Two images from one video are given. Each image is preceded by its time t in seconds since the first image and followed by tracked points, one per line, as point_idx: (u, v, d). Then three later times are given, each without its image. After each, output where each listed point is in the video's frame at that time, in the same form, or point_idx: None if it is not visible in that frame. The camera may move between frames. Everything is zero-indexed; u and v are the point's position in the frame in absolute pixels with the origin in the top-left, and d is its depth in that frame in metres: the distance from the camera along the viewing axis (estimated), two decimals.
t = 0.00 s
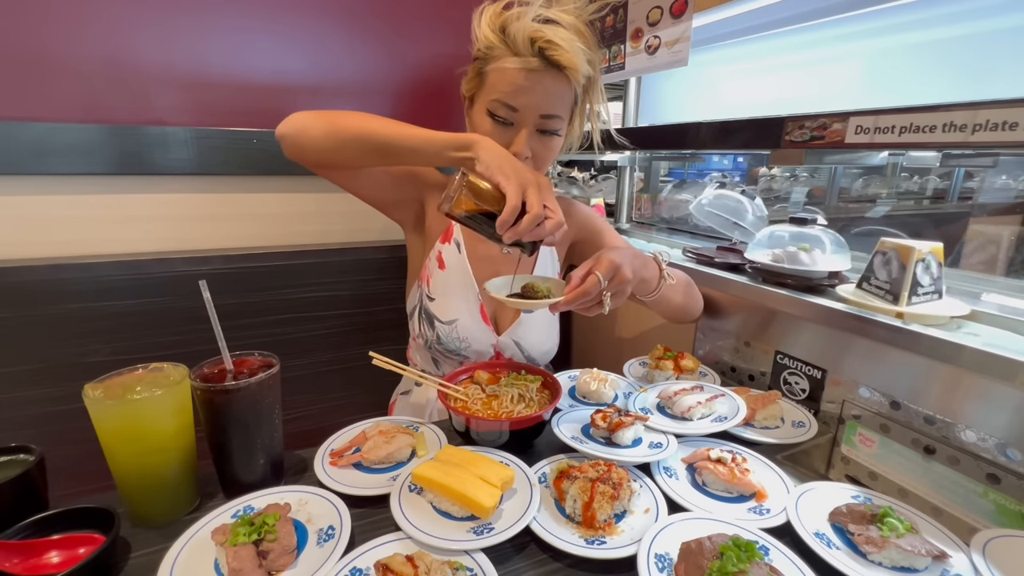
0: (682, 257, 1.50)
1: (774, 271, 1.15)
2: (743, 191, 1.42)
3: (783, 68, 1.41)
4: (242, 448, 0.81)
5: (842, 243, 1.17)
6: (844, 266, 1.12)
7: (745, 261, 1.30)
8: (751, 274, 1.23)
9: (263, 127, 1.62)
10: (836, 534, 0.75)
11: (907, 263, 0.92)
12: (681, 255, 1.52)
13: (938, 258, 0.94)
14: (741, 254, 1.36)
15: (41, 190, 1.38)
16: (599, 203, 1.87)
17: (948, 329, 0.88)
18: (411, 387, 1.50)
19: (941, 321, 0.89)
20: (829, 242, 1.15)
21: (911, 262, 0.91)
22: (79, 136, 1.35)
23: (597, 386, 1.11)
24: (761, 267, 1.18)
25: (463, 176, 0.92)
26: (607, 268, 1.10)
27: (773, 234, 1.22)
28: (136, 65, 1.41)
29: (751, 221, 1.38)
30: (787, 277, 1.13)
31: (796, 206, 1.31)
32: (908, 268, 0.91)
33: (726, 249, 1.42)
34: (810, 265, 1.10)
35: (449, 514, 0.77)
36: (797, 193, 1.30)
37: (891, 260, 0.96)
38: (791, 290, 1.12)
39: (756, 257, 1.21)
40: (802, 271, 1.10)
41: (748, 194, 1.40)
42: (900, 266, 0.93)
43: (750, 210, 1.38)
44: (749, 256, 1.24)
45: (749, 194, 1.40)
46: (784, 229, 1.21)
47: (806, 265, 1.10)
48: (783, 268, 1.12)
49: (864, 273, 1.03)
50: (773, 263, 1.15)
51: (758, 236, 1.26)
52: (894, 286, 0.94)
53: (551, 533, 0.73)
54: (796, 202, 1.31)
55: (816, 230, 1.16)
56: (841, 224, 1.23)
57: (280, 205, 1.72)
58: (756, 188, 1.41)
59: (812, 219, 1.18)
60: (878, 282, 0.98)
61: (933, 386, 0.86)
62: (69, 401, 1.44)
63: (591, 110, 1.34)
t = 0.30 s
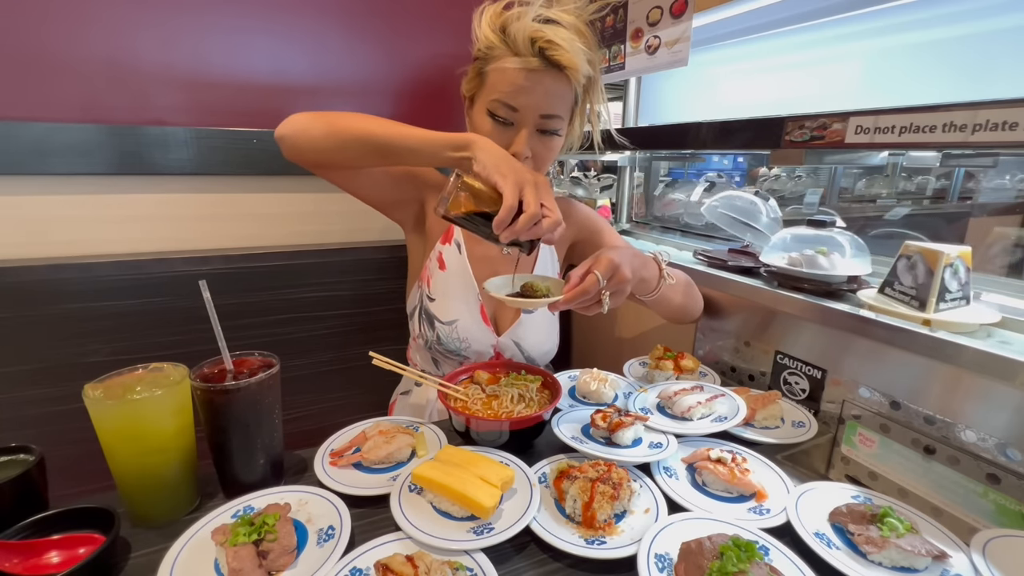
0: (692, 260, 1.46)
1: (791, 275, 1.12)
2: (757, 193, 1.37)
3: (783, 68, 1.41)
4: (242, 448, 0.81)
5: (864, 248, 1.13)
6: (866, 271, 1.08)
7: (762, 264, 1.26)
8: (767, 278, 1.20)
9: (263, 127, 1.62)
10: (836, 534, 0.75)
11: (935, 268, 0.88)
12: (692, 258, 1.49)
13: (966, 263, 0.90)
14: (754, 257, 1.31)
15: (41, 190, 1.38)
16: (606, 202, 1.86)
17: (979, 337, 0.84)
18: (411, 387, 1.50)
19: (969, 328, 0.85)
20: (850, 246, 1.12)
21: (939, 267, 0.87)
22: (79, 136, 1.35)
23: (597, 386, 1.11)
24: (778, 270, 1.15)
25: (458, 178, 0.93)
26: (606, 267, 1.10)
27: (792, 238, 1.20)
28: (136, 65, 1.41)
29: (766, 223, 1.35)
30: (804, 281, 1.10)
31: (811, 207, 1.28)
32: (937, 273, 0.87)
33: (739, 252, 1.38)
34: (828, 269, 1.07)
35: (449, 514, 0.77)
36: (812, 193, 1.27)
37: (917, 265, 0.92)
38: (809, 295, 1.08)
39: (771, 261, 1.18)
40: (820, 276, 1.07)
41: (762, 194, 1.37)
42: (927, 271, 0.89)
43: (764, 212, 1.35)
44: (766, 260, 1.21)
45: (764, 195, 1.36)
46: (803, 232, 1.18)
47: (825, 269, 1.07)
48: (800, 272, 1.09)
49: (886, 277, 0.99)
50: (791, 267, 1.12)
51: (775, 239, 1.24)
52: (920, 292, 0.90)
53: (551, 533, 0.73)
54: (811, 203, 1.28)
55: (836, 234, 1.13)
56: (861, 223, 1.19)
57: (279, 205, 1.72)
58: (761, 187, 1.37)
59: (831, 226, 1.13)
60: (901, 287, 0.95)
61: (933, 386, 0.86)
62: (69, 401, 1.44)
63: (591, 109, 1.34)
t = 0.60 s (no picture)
0: (705, 263, 1.41)
1: (810, 279, 1.07)
2: (772, 195, 1.34)
3: (782, 68, 1.41)
4: (242, 448, 0.81)
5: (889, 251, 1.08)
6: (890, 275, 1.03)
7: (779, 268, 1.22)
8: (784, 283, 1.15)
9: (264, 127, 1.62)
10: (836, 534, 0.75)
11: (967, 275, 0.84)
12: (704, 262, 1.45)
13: (998, 268, 0.87)
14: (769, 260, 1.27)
15: (42, 190, 1.38)
16: (614, 202, 1.80)
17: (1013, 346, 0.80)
18: (411, 387, 1.50)
19: (1003, 338, 0.81)
20: (872, 250, 1.07)
21: (971, 272, 0.83)
22: (79, 136, 1.35)
23: (597, 386, 1.11)
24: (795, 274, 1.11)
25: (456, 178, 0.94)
26: (606, 267, 1.10)
27: (810, 241, 1.16)
28: (136, 65, 1.41)
29: (782, 227, 1.30)
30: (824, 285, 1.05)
31: (827, 208, 1.23)
32: (970, 280, 0.83)
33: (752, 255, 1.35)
34: (849, 273, 1.03)
35: (449, 514, 0.77)
36: (828, 194, 1.22)
37: (946, 270, 0.88)
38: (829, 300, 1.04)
39: (788, 265, 1.15)
40: (839, 280, 1.03)
41: (777, 196, 1.33)
42: (957, 277, 0.85)
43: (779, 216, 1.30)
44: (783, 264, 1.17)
45: (779, 196, 1.33)
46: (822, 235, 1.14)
47: (845, 274, 1.03)
48: (818, 276, 1.06)
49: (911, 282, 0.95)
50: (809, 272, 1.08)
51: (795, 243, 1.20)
52: (950, 299, 0.86)
53: (550, 533, 0.73)
54: (826, 204, 1.24)
55: (857, 237, 1.09)
56: (879, 222, 1.14)
57: (279, 205, 1.72)
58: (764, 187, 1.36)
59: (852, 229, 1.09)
60: (928, 293, 0.91)
61: (933, 386, 0.86)
62: (69, 401, 1.44)
63: (591, 109, 1.34)
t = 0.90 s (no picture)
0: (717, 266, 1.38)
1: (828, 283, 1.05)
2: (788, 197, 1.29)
3: (782, 68, 1.41)
4: (242, 448, 0.81)
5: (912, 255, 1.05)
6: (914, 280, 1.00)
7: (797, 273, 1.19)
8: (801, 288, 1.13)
9: (264, 127, 1.62)
10: (836, 534, 0.75)
11: (1002, 282, 0.79)
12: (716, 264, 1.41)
13: None
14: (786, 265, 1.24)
15: (42, 190, 1.38)
16: (622, 204, 1.79)
17: None
18: (411, 387, 1.50)
19: None
20: (894, 253, 1.04)
21: (1006, 279, 0.79)
22: (79, 136, 1.35)
23: (597, 386, 1.11)
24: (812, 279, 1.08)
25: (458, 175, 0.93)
26: (606, 267, 1.10)
27: (830, 244, 1.13)
28: (136, 65, 1.41)
29: (799, 228, 1.26)
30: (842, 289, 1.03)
31: (843, 210, 1.20)
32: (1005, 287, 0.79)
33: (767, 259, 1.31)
34: (871, 278, 1.00)
35: (449, 514, 0.77)
36: (844, 196, 1.19)
37: (977, 276, 0.84)
38: (849, 305, 1.01)
39: (806, 268, 1.12)
40: (862, 285, 1.00)
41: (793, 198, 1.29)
42: (990, 283, 0.81)
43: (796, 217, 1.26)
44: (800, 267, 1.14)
45: (795, 198, 1.28)
46: (842, 238, 1.11)
47: (867, 278, 1.00)
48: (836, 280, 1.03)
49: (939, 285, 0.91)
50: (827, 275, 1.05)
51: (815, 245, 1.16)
52: (982, 307, 0.82)
53: (550, 533, 0.73)
54: (842, 206, 1.20)
55: (880, 240, 1.05)
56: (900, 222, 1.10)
57: (279, 205, 1.72)
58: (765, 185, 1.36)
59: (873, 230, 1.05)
60: (958, 299, 0.87)
61: (933, 386, 0.86)
62: (70, 401, 1.44)
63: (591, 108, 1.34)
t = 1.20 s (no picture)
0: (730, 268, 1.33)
1: (848, 289, 1.00)
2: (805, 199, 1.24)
3: (782, 68, 1.41)
4: (242, 448, 0.81)
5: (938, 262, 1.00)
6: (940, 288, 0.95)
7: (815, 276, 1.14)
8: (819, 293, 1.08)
9: (263, 127, 1.62)
10: (836, 534, 0.75)
11: None
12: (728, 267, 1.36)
13: None
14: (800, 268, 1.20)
15: (41, 190, 1.38)
16: (631, 205, 1.74)
17: None
18: (410, 387, 1.50)
19: None
20: (920, 259, 0.99)
21: None
22: (78, 136, 1.35)
23: (597, 386, 1.11)
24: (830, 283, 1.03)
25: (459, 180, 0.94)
26: (606, 266, 1.10)
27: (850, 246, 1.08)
28: (136, 65, 1.41)
29: (816, 230, 1.22)
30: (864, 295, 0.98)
31: (861, 211, 1.16)
32: None
33: (781, 262, 1.27)
34: (895, 284, 0.95)
35: (449, 514, 0.77)
36: (862, 197, 1.15)
37: (1011, 282, 0.80)
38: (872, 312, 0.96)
39: (825, 273, 1.07)
40: (885, 291, 0.95)
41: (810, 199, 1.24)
42: None
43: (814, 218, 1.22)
44: (819, 271, 1.09)
45: (813, 200, 1.24)
46: (862, 240, 1.06)
47: (890, 284, 0.95)
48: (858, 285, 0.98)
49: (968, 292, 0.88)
50: (848, 280, 1.00)
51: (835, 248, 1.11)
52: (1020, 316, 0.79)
53: (550, 533, 0.73)
54: (859, 207, 1.16)
55: (904, 244, 1.01)
56: (919, 223, 1.06)
57: (279, 205, 1.72)
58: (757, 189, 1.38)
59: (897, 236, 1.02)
60: (990, 307, 0.83)
61: (933, 386, 0.86)
62: (69, 401, 1.44)
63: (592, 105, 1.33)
